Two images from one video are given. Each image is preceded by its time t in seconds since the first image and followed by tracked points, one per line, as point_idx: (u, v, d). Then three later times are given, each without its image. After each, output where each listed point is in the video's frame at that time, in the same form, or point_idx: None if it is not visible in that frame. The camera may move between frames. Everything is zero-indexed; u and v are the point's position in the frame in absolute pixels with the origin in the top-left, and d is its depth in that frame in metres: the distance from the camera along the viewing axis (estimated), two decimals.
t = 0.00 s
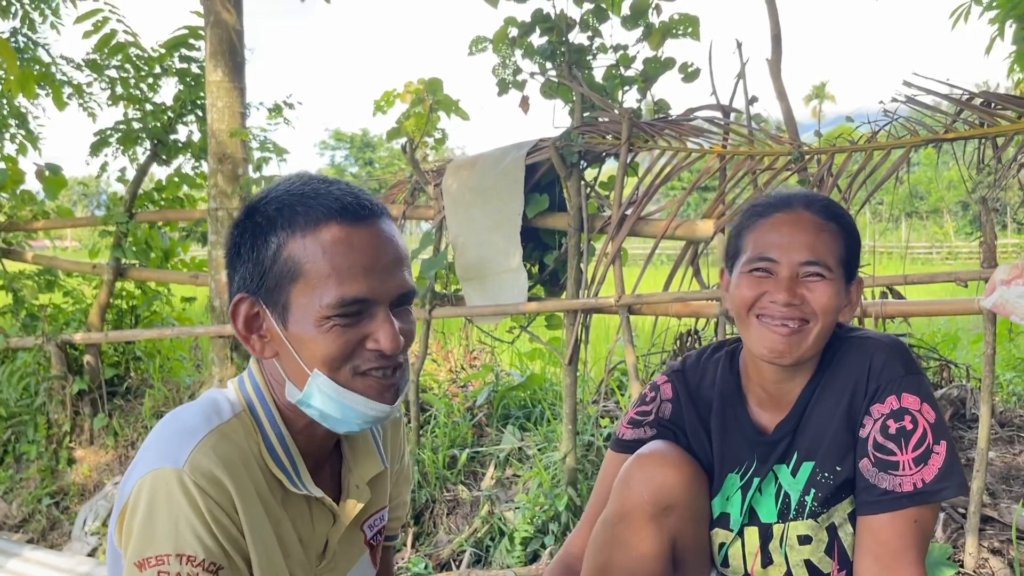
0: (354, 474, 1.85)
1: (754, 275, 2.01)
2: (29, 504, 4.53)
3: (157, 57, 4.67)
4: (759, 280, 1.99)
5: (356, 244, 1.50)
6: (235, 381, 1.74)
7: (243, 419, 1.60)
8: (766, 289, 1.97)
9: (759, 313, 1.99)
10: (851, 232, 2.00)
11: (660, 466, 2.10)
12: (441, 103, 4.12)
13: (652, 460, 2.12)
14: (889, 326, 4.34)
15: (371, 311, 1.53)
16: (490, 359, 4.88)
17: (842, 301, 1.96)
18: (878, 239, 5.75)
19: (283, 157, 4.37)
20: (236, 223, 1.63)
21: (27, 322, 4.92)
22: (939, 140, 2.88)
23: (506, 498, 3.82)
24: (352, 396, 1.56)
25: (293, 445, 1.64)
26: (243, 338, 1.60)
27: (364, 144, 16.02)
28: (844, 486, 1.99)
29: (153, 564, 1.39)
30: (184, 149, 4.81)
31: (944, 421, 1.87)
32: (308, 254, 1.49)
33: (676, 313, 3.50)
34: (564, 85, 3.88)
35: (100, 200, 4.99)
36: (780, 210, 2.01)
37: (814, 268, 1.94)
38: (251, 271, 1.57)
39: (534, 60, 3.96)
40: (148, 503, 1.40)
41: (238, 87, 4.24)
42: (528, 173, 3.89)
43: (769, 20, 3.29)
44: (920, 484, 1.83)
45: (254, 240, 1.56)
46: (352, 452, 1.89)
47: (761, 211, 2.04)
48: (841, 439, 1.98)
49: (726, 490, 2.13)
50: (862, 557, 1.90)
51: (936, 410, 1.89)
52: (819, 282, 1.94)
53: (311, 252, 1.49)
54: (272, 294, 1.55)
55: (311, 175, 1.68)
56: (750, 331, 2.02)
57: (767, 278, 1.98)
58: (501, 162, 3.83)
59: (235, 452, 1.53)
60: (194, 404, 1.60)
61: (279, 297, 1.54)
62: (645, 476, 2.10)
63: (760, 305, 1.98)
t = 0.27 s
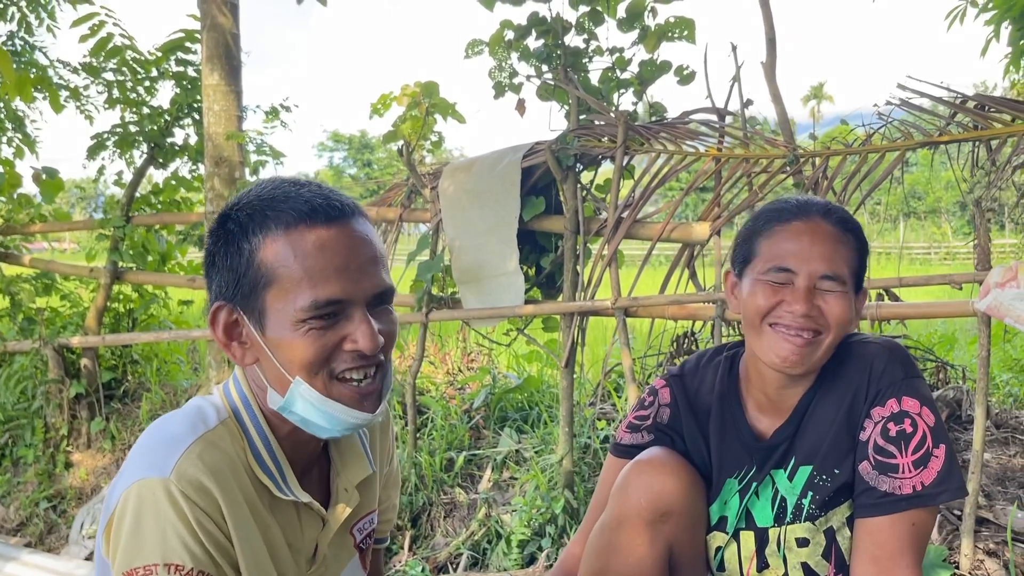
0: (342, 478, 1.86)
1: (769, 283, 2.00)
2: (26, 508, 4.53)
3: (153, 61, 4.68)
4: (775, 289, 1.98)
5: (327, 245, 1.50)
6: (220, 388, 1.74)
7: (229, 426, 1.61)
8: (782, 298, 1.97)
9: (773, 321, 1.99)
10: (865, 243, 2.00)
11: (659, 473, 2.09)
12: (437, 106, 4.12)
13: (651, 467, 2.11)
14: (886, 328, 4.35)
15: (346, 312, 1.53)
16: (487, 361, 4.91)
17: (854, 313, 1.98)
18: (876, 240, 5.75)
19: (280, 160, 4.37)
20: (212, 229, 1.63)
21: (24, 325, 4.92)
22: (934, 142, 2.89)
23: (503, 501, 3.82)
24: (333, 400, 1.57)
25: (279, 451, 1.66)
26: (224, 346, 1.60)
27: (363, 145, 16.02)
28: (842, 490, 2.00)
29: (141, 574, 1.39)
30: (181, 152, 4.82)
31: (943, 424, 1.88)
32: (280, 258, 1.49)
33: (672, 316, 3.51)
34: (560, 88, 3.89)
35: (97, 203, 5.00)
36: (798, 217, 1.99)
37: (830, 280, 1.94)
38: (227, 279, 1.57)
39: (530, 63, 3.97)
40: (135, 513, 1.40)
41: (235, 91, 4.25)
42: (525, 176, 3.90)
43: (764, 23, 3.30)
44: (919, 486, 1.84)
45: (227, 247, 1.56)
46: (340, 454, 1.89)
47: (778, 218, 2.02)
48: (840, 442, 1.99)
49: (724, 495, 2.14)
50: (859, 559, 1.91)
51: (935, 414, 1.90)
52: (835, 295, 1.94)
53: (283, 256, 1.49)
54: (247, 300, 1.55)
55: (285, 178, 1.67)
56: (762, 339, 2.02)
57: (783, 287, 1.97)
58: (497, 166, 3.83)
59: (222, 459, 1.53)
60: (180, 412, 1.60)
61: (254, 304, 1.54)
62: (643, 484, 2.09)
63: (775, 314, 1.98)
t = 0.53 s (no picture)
0: (344, 478, 1.87)
1: (774, 283, 1.99)
2: (26, 509, 4.53)
3: (153, 62, 4.69)
4: (781, 290, 1.98)
5: (329, 251, 1.50)
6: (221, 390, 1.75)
7: (230, 429, 1.61)
8: (789, 298, 1.96)
9: (782, 322, 1.98)
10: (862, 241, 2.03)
11: (653, 472, 2.11)
12: (436, 106, 4.13)
13: (650, 466, 2.12)
14: (885, 327, 4.35)
15: (348, 318, 1.53)
16: (486, 361, 4.92)
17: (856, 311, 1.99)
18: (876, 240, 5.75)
19: (279, 161, 4.38)
20: (212, 231, 1.63)
21: (24, 326, 4.93)
22: (932, 141, 2.89)
23: (502, 501, 3.83)
24: (334, 405, 1.57)
25: (280, 453, 1.66)
26: (224, 349, 1.61)
27: (363, 146, 16.04)
28: (839, 488, 2.00)
29: None
30: (180, 153, 4.82)
31: (939, 420, 1.88)
32: (281, 263, 1.49)
33: (671, 315, 3.52)
34: (559, 88, 3.90)
35: (97, 204, 5.01)
36: (800, 216, 2.00)
37: (835, 278, 1.95)
38: (228, 281, 1.57)
39: (529, 63, 3.97)
40: (137, 519, 1.40)
41: (234, 92, 4.25)
42: (524, 176, 3.90)
43: (762, 23, 3.30)
44: (916, 483, 1.84)
45: (229, 250, 1.57)
46: (340, 455, 1.89)
47: (778, 217, 2.02)
48: (836, 439, 1.99)
49: (719, 494, 2.15)
50: (856, 555, 1.92)
51: (931, 410, 1.90)
52: (840, 293, 1.96)
53: (284, 261, 1.49)
54: (248, 303, 1.55)
55: (286, 179, 1.68)
56: (770, 340, 2.01)
57: (789, 288, 1.97)
58: (496, 166, 3.84)
59: (223, 463, 1.53)
60: (182, 414, 1.60)
61: (256, 307, 1.54)
62: (641, 483, 2.11)
63: (783, 314, 1.97)
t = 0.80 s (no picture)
0: (342, 483, 1.86)
1: (761, 283, 1.99)
2: (25, 510, 4.53)
3: (152, 63, 4.69)
4: (767, 289, 1.97)
5: (323, 257, 1.49)
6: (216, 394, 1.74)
7: (226, 436, 1.60)
8: (775, 298, 1.96)
9: (768, 321, 1.97)
10: (853, 240, 2.01)
11: (649, 474, 2.11)
12: (435, 107, 4.13)
13: (642, 468, 2.12)
14: (885, 327, 4.34)
15: (343, 325, 1.52)
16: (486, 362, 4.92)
17: (846, 310, 1.98)
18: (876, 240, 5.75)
19: (278, 162, 4.38)
20: (207, 234, 1.63)
21: (23, 327, 4.92)
22: (930, 141, 2.88)
23: (501, 501, 3.82)
24: (330, 412, 1.57)
25: (276, 460, 1.65)
26: (218, 355, 1.60)
27: (364, 147, 16.05)
28: (832, 490, 2.00)
29: None
30: (179, 154, 4.82)
31: (933, 422, 1.88)
32: (276, 269, 1.49)
33: (669, 316, 3.51)
34: (558, 89, 3.90)
35: (96, 205, 5.01)
36: (787, 215, 1.99)
37: (822, 278, 1.94)
38: (222, 286, 1.57)
39: (528, 64, 3.97)
40: (134, 529, 1.39)
41: (233, 92, 4.25)
42: (522, 176, 3.90)
43: (761, 23, 3.30)
44: (910, 485, 1.84)
45: (223, 255, 1.56)
46: (339, 460, 1.89)
47: (766, 217, 2.02)
48: (830, 442, 1.99)
49: (712, 497, 2.14)
50: (850, 558, 1.91)
51: (925, 411, 1.90)
52: (828, 292, 1.94)
53: (278, 267, 1.49)
54: (243, 309, 1.55)
55: (282, 181, 1.67)
56: (757, 340, 2.01)
57: (776, 287, 1.96)
58: (495, 166, 3.84)
59: (220, 473, 1.52)
60: (177, 421, 1.59)
61: (251, 313, 1.54)
62: (633, 485, 2.10)
63: (769, 314, 1.97)
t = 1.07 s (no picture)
0: (340, 484, 1.88)
1: (747, 284, 2.00)
2: (27, 509, 4.53)
3: (154, 62, 4.69)
4: (753, 290, 1.98)
5: (322, 262, 1.48)
6: (215, 395, 1.74)
7: (228, 439, 1.59)
8: (761, 298, 1.97)
9: (753, 322, 1.98)
10: (842, 239, 2.01)
11: (649, 470, 2.11)
12: (437, 106, 4.12)
13: (643, 464, 2.13)
14: (887, 327, 4.34)
15: (342, 330, 1.52)
16: (487, 362, 4.92)
17: (835, 309, 1.97)
18: (878, 240, 5.75)
19: (280, 161, 4.38)
20: (204, 233, 1.62)
21: (25, 326, 4.93)
22: (933, 141, 2.88)
23: (503, 501, 3.82)
24: (326, 417, 1.57)
25: (278, 463, 1.65)
26: (216, 357, 1.60)
27: (365, 147, 16.06)
28: (832, 490, 1.99)
29: None
30: (181, 154, 4.83)
31: (932, 422, 1.88)
32: (274, 273, 1.47)
33: (671, 316, 3.51)
34: (560, 88, 3.90)
35: (98, 205, 5.01)
36: (773, 216, 2.00)
37: (807, 278, 1.94)
38: (219, 288, 1.56)
39: (530, 64, 3.97)
40: (143, 537, 1.37)
41: (235, 92, 4.26)
42: (524, 176, 3.90)
43: (763, 23, 3.30)
44: (909, 485, 1.84)
45: (220, 256, 1.55)
46: (335, 462, 1.91)
47: (754, 218, 2.03)
48: (830, 442, 1.99)
49: (712, 495, 2.14)
50: (851, 559, 1.91)
51: (924, 411, 1.89)
52: (814, 292, 1.94)
53: (276, 272, 1.47)
54: (240, 312, 1.54)
55: (281, 181, 1.65)
56: (745, 340, 2.02)
57: (762, 288, 1.97)
58: (496, 166, 3.84)
59: (225, 477, 1.52)
60: (176, 423, 1.58)
61: (248, 316, 1.53)
62: (634, 480, 2.11)
63: (755, 315, 1.97)
